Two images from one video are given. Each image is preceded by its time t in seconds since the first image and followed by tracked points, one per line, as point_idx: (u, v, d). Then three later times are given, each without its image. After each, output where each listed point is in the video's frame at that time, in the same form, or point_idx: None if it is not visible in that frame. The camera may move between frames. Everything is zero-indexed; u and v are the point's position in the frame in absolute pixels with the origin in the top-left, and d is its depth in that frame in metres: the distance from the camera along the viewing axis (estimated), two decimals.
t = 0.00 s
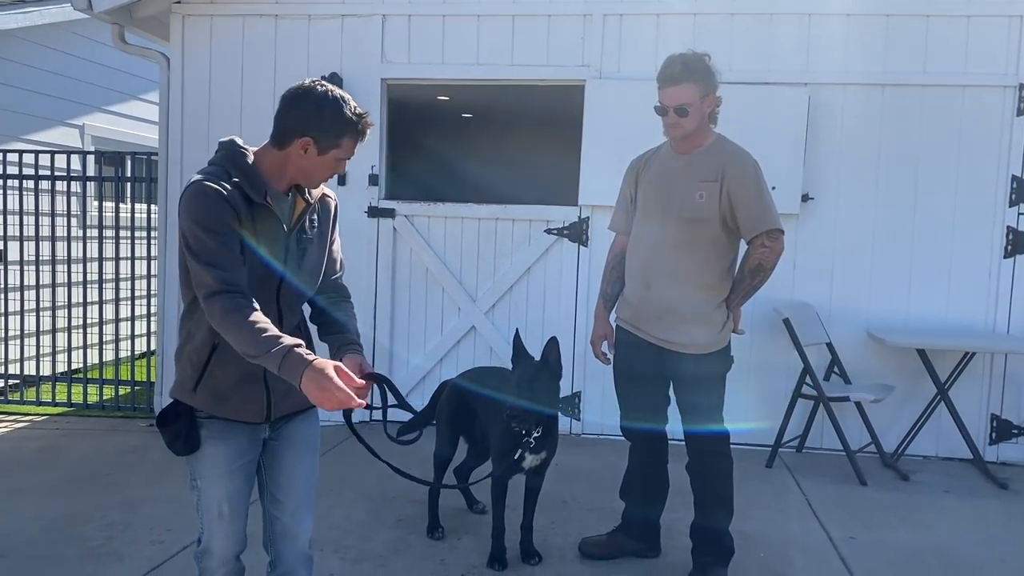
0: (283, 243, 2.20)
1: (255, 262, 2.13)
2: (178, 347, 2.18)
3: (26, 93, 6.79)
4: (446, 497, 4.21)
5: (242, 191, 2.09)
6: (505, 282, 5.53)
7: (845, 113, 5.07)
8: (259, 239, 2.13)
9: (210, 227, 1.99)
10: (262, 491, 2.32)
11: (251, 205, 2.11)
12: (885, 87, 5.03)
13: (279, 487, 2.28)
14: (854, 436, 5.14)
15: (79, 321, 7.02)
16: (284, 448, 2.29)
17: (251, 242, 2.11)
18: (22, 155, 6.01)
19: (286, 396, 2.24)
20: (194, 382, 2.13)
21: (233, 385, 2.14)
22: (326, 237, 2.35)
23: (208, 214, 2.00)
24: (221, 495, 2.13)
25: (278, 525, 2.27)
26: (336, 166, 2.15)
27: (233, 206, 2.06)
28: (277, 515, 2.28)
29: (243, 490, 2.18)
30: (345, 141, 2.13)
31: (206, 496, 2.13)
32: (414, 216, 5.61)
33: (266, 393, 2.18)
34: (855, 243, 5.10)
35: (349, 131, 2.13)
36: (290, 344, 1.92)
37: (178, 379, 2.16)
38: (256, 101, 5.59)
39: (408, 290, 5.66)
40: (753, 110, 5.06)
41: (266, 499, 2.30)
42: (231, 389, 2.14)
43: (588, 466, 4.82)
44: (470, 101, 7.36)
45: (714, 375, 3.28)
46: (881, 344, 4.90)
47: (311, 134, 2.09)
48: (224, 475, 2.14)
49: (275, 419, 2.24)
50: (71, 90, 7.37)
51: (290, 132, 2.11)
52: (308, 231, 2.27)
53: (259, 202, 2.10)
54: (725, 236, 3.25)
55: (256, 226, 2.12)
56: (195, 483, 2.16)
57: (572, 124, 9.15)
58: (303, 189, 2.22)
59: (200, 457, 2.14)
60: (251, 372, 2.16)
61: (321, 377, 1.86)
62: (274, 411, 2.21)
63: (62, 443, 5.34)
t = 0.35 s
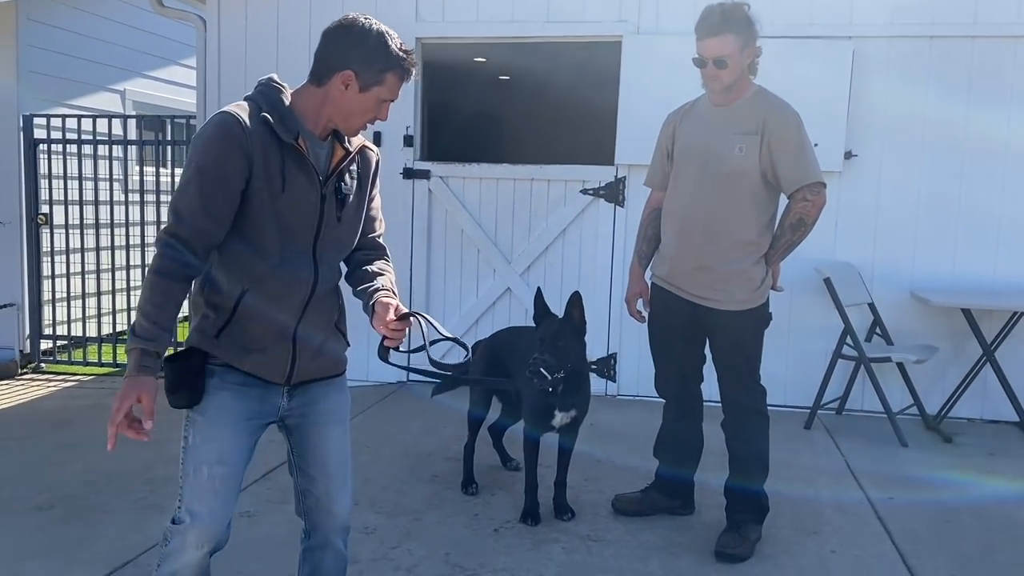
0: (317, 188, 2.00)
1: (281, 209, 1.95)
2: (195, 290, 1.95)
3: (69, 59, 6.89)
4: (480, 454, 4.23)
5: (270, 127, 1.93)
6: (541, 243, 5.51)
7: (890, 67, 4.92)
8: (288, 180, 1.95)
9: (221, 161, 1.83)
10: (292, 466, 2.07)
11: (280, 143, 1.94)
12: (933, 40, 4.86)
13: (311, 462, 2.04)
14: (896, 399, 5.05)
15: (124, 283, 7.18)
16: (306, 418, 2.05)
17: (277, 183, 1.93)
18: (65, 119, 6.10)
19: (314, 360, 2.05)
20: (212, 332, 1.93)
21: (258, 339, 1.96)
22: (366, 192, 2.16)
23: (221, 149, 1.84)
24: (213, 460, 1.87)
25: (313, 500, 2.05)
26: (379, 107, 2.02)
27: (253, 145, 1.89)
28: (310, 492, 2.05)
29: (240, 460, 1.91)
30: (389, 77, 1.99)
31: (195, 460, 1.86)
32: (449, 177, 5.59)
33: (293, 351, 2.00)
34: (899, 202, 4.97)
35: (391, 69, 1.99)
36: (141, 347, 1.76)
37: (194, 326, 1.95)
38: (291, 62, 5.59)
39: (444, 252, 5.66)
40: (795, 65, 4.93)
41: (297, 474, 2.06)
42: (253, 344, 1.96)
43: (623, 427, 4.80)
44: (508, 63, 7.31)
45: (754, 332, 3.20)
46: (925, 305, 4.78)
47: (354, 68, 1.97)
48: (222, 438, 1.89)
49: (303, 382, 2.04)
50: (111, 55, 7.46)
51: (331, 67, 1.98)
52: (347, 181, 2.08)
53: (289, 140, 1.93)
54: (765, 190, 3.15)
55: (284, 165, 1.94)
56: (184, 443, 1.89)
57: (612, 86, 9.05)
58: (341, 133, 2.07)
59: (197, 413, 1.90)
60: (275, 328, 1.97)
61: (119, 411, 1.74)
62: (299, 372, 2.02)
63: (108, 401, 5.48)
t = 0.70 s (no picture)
0: (253, 145, 1.80)
1: (214, 168, 1.76)
2: (126, 261, 1.81)
3: (113, 19, 7.01)
4: (513, 401, 4.30)
5: (197, 78, 1.73)
6: (576, 196, 5.50)
7: (936, 8, 4.77)
8: (218, 137, 1.75)
9: (138, 118, 1.63)
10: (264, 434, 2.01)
11: (208, 95, 1.74)
12: None
13: (278, 431, 1.97)
14: (935, 350, 4.97)
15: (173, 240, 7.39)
16: (267, 387, 1.96)
17: (206, 140, 1.74)
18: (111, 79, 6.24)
19: (260, 332, 1.92)
20: (146, 308, 1.77)
21: (197, 313, 1.81)
22: (309, 148, 1.97)
23: (139, 103, 1.64)
24: (160, 447, 1.75)
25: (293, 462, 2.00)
26: (322, 51, 1.79)
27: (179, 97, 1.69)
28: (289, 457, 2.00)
29: (191, 442, 1.81)
30: (330, 18, 1.75)
31: (139, 449, 1.75)
32: (484, 131, 5.60)
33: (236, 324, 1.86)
34: (943, 148, 4.85)
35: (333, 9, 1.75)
36: (89, 327, 1.59)
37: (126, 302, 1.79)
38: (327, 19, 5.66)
39: (479, 206, 5.70)
40: (836, 8, 4.81)
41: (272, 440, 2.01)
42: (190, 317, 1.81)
43: (657, 377, 4.82)
44: (544, 14, 7.27)
45: (781, 279, 3.14)
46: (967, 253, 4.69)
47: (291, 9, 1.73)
48: (168, 422, 1.77)
49: (248, 353, 1.91)
50: (155, 15, 7.58)
51: (266, 8, 1.75)
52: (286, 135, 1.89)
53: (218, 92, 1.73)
54: (796, 133, 3.06)
55: (213, 120, 1.74)
56: (127, 432, 1.76)
57: (652, 37, 8.96)
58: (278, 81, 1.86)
59: (138, 398, 1.76)
60: (213, 299, 1.83)
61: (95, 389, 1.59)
62: (244, 345, 1.89)
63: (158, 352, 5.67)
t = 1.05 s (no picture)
0: (179, 89, 1.78)
1: (141, 116, 1.74)
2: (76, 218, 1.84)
3: None
4: (550, 353, 4.36)
5: (107, 25, 1.69)
6: (616, 148, 5.47)
7: None
8: (138, 84, 1.73)
9: (50, 75, 1.62)
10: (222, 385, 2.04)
11: (123, 43, 1.71)
12: None
13: (238, 379, 2.00)
14: (983, 302, 4.85)
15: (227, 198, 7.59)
16: (229, 334, 1.99)
17: (125, 88, 1.71)
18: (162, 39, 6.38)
19: (217, 279, 1.94)
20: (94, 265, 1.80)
21: (147, 267, 1.84)
22: (248, 83, 1.92)
23: (49, 59, 1.62)
24: (138, 394, 1.81)
25: (243, 419, 2.01)
26: None
27: (92, 48, 1.66)
28: (239, 413, 2.02)
29: (165, 388, 1.87)
30: None
31: (120, 398, 1.81)
32: (524, 83, 5.59)
33: (189, 274, 1.88)
34: (997, 93, 4.67)
35: None
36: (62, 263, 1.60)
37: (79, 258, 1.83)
38: None
39: (520, 159, 5.71)
40: None
41: (226, 393, 2.04)
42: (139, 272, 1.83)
43: (696, 329, 4.82)
44: None
45: (812, 229, 3.10)
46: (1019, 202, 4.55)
47: None
48: (139, 372, 1.82)
49: (207, 302, 1.94)
50: None
51: None
52: (218, 74, 1.85)
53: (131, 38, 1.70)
54: (830, 79, 3.00)
55: (131, 68, 1.71)
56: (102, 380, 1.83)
57: None
58: (206, 17, 1.80)
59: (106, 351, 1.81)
60: (160, 250, 1.84)
61: (97, 291, 1.59)
62: (203, 295, 1.91)
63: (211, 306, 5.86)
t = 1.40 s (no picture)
0: (153, 63, 1.87)
1: (115, 90, 1.85)
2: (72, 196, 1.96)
3: None
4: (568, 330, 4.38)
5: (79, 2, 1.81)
6: (642, 126, 5.44)
7: None
8: (110, 59, 1.83)
9: (22, 53, 1.77)
10: (197, 364, 2.10)
11: (94, 19, 1.82)
12: None
13: (217, 357, 2.06)
14: (1013, 287, 4.75)
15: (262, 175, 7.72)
16: (209, 312, 2.06)
17: (97, 63, 1.82)
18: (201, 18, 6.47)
19: (206, 255, 2.00)
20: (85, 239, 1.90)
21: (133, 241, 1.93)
22: (229, 56, 1.98)
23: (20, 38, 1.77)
24: (130, 362, 1.93)
25: (218, 399, 2.08)
26: None
27: (63, 27, 1.78)
28: (214, 393, 2.08)
29: (159, 360, 1.98)
30: None
31: (115, 367, 1.93)
32: (550, 60, 5.58)
33: (174, 248, 1.96)
34: None
35: None
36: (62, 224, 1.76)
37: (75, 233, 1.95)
38: None
39: (545, 137, 5.71)
40: None
41: (202, 372, 2.10)
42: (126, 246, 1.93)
43: (717, 310, 4.80)
44: None
45: (825, 209, 3.07)
46: None
47: None
48: (132, 344, 1.93)
49: (196, 280, 2.01)
50: None
51: None
52: (195, 48, 1.93)
53: (102, 14, 1.81)
54: (845, 58, 2.96)
55: (102, 43, 1.82)
56: (99, 352, 1.95)
57: None
58: None
59: (100, 324, 1.93)
60: (145, 223, 1.93)
61: (95, 247, 1.75)
62: (189, 275, 1.98)
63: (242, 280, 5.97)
